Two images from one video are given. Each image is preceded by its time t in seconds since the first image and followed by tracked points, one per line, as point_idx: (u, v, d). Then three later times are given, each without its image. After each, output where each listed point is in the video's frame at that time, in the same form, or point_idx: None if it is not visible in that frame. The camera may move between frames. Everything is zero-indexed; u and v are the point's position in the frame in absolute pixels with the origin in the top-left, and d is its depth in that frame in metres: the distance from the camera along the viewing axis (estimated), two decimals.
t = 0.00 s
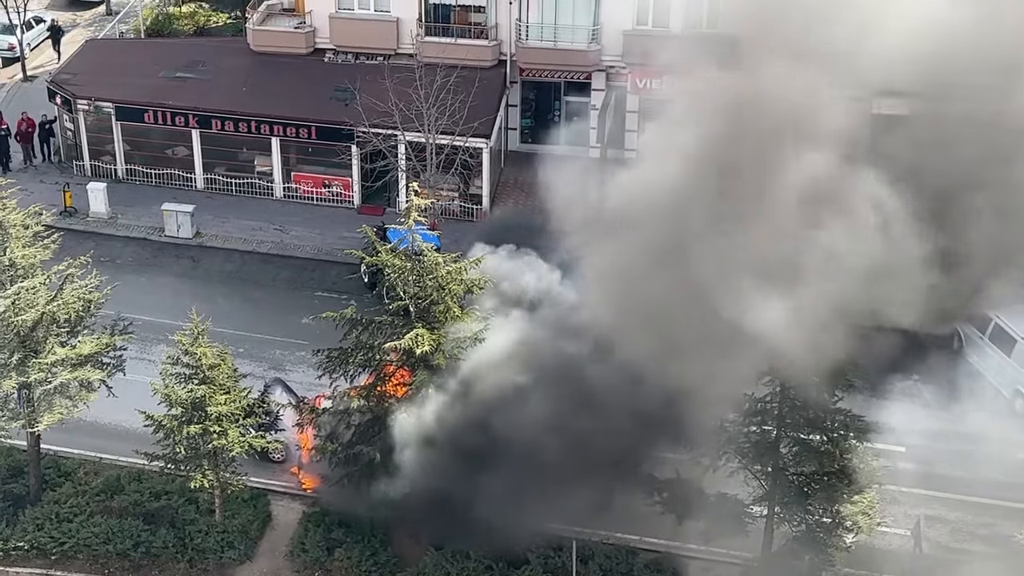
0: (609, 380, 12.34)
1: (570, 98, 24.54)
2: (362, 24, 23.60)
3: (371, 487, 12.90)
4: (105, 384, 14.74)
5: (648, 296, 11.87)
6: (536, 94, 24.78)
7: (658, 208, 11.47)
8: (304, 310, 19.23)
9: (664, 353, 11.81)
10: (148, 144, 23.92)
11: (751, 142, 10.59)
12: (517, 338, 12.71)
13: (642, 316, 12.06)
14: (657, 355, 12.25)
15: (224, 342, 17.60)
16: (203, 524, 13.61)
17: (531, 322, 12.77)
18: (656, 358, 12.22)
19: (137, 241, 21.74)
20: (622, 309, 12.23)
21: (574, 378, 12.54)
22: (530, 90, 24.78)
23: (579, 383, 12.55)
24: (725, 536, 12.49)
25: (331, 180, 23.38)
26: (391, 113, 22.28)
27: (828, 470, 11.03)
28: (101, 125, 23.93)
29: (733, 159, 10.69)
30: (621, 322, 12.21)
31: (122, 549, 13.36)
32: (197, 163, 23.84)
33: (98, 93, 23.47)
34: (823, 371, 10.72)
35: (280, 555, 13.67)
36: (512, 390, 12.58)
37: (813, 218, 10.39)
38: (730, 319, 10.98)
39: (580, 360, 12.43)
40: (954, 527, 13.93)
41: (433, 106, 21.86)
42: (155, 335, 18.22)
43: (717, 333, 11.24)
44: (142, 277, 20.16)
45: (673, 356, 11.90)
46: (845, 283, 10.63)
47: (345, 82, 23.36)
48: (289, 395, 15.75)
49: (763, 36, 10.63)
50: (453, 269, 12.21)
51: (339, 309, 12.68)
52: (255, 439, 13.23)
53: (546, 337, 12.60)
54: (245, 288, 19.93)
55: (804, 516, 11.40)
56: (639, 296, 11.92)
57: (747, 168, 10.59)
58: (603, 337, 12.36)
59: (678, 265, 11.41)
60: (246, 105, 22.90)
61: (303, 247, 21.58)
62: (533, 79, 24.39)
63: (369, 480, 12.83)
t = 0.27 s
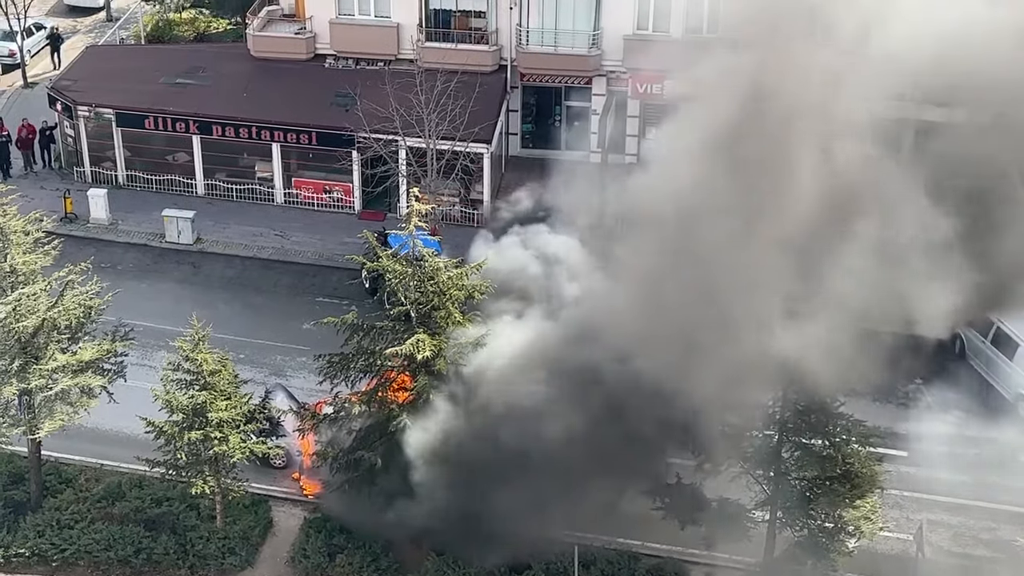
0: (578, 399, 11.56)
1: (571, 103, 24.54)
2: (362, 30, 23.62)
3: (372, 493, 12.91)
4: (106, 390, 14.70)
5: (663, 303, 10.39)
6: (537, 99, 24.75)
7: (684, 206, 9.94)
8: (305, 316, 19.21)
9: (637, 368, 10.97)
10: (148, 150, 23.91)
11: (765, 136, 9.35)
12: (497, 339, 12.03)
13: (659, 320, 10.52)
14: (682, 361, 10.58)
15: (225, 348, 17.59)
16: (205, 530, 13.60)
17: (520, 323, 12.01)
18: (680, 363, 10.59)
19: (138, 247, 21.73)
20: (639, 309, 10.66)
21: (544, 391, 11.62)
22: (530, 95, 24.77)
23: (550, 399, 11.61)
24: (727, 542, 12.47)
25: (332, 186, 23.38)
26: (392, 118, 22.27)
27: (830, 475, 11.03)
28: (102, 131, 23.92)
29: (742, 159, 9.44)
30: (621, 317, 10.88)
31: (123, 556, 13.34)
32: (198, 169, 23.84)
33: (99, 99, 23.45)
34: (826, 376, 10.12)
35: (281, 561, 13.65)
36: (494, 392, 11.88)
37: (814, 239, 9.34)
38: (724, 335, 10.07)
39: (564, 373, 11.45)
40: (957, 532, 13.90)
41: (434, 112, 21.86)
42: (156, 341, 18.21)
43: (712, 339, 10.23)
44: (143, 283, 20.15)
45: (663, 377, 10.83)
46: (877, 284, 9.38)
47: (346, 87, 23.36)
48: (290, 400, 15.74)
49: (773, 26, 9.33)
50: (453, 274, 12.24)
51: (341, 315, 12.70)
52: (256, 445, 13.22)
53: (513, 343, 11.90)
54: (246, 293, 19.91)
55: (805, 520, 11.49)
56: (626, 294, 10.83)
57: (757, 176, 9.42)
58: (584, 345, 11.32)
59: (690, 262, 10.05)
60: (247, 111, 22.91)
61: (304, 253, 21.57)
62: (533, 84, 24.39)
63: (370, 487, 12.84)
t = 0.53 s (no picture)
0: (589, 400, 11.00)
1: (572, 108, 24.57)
2: (362, 35, 23.63)
3: (375, 499, 12.92)
4: (107, 396, 14.68)
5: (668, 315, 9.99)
6: (538, 104, 24.82)
7: (689, 213, 9.50)
8: (306, 322, 19.22)
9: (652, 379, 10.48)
10: (149, 156, 23.91)
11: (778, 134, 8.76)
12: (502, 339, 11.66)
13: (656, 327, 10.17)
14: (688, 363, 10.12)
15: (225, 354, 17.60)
16: (206, 537, 13.59)
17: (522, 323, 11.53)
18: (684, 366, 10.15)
19: (138, 254, 21.72)
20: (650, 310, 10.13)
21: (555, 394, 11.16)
22: (530, 101, 24.81)
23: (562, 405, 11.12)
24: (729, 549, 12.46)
25: (332, 192, 23.38)
26: (392, 124, 22.28)
27: (832, 480, 11.02)
28: (103, 137, 23.92)
29: (749, 146, 8.91)
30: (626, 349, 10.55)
31: (124, 563, 13.33)
32: (198, 175, 23.84)
33: (99, 106, 23.45)
34: (842, 388, 9.92)
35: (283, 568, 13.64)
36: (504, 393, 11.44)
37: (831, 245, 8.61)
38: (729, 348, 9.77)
39: (580, 380, 10.91)
40: (959, 536, 13.88)
41: (434, 117, 21.87)
42: (157, 347, 18.20)
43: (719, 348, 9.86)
44: (144, 289, 20.15)
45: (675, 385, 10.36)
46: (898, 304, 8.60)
47: (346, 93, 23.37)
48: (291, 406, 15.75)
49: (772, 29, 8.81)
50: (454, 280, 12.25)
51: (342, 321, 12.70)
52: (257, 451, 13.21)
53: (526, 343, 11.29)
54: (247, 300, 19.91)
55: (806, 526, 11.46)
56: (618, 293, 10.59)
57: (765, 169, 8.86)
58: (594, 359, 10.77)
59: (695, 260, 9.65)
60: (248, 117, 22.91)
61: (305, 259, 21.56)
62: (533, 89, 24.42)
63: (372, 492, 12.87)
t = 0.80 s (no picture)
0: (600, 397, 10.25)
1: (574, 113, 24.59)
2: (362, 40, 23.61)
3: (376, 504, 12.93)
4: (107, 402, 14.66)
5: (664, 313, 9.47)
6: (538, 109, 24.84)
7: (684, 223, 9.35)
8: (307, 327, 19.21)
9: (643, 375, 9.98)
10: (150, 162, 23.91)
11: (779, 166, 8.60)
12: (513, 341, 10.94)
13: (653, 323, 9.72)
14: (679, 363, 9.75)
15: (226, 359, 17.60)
16: (207, 542, 13.58)
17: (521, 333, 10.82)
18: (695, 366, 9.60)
19: (139, 259, 21.72)
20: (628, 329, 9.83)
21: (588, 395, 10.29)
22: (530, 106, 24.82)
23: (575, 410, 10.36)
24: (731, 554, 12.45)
25: (333, 197, 23.39)
26: (393, 129, 22.27)
27: (834, 485, 11.09)
28: (104, 143, 23.92)
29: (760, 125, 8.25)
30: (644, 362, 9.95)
31: (125, 569, 13.28)
32: (199, 181, 23.84)
33: (100, 112, 23.45)
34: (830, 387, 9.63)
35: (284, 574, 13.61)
36: (519, 406, 10.78)
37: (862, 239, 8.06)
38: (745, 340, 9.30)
39: (600, 382, 10.17)
40: (961, 542, 13.86)
41: (435, 122, 21.86)
42: (158, 353, 18.19)
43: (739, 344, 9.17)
44: (145, 295, 20.15)
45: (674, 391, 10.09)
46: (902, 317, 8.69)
47: (347, 99, 23.37)
48: (292, 411, 15.75)
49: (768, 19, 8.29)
50: (455, 286, 12.28)
51: (342, 327, 12.75)
52: (258, 457, 13.20)
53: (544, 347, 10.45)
54: (248, 305, 19.91)
55: (808, 531, 11.54)
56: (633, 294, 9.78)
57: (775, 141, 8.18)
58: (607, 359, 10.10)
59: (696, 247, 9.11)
60: (249, 123, 22.90)
61: (306, 264, 21.56)
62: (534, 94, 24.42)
63: (373, 497, 12.85)
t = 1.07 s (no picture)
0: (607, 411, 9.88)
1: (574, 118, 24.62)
2: (362, 45, 23.63)
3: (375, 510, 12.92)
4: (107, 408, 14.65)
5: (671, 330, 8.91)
6: (538, 114, 24.77)
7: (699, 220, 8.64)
8: (307, 332, 19.20)
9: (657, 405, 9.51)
10: (150, 168, 23.91)
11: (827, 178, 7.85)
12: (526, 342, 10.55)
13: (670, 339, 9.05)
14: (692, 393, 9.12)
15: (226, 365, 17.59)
16: (207, 548, 13.57)
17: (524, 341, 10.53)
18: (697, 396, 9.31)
19: (139, 265, 21.72)
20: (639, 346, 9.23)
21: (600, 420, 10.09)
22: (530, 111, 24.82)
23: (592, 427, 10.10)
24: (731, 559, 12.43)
25: (333, 203, 23.39)
26: (393, 134, 22.27)
27: (835, 490, 11.08)
28: (104, 149, 23.93)
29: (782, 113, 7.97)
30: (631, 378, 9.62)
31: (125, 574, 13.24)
32: (199, 186, 23.84)
33: (100, 117, 23.46)
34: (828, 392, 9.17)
35: None
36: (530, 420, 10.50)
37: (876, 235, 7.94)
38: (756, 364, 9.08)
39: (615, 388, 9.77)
40: (961, 546, 13.84)
41: (435, 127, 21.88)
42: (157, 358, 18.19)
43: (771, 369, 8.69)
44: (145, 301, 20.14)
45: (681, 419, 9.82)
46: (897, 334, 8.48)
47: (347, 104, 23.38)
48: (292, 416, 15.74)
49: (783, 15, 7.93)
50: (455, 291, 12.27)
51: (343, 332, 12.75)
52: (258, 462, 13.18)
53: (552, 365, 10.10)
54: (248, 310, 19.91)
55: (809, 535, 11.52)
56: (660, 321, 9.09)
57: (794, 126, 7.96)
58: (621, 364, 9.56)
59: (739, 234, 8.49)
60: (249, 128, 22.91)
61: (306, 270, 21.56)
62: (534, 99, 24.43)
63: (373, 503, 12.85)
